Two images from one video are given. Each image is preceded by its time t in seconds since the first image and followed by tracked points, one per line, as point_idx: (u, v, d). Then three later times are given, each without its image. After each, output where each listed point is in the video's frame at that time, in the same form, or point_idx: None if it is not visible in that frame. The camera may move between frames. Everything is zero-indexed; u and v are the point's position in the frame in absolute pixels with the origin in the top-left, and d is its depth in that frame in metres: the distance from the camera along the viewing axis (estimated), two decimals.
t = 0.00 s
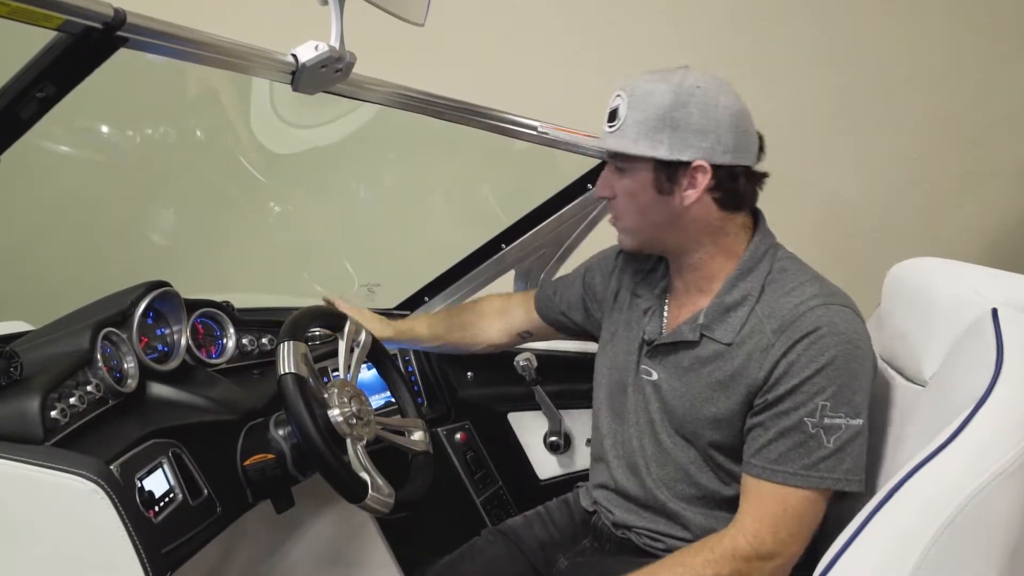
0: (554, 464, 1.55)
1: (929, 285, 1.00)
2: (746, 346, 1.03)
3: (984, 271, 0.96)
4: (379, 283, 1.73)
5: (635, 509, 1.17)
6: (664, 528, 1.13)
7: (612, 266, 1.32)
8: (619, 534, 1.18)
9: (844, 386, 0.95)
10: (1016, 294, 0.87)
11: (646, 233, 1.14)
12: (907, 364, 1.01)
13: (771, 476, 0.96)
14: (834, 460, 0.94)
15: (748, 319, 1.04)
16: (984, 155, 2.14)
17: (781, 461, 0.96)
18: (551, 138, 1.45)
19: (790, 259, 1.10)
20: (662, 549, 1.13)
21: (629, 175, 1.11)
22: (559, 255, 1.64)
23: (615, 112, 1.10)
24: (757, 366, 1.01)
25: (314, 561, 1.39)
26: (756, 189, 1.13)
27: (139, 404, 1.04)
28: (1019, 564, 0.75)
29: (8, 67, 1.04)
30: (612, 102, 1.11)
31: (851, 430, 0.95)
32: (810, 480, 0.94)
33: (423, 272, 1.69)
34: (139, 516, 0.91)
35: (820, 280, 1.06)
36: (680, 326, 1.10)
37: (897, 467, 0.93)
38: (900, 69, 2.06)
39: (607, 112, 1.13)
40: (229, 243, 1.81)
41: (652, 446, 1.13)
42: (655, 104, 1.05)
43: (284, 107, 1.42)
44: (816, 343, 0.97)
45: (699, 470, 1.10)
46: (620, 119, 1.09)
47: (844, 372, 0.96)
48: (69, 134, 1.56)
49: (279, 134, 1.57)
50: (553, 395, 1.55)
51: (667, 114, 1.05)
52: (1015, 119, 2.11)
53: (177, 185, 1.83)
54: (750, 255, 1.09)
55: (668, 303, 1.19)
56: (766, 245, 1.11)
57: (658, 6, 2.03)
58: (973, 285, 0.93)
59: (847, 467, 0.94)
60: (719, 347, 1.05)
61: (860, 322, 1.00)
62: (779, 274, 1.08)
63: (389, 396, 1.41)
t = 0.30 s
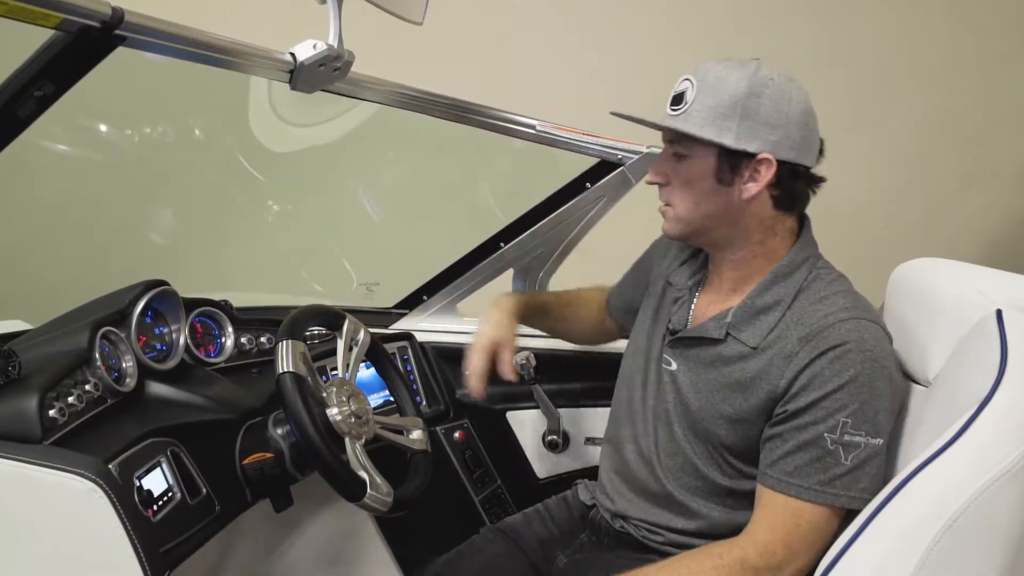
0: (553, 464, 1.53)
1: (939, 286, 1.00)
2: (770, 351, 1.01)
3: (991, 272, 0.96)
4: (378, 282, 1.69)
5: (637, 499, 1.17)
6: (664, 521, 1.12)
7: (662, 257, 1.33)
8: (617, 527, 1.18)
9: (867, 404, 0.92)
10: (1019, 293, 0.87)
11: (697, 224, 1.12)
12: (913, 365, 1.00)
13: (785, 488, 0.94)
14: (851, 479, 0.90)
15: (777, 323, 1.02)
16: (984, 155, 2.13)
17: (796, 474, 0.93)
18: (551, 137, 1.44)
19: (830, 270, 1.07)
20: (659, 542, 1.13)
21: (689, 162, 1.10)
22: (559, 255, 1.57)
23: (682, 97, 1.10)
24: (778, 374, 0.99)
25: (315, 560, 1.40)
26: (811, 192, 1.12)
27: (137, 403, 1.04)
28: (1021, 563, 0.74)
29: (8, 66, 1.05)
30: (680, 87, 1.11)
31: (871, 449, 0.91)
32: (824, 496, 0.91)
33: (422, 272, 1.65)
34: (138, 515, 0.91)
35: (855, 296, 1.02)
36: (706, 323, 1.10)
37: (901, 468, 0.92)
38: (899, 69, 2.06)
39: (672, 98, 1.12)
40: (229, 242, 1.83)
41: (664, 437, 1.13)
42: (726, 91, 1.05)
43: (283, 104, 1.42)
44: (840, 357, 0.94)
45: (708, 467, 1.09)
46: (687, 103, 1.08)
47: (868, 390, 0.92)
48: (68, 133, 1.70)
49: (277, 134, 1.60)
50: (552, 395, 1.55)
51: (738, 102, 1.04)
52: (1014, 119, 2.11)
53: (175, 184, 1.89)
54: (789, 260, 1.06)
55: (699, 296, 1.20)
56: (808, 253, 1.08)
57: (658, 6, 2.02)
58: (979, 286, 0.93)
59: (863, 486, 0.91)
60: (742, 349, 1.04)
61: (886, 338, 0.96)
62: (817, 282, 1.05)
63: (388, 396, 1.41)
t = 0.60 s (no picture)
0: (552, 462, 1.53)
1: (950, 289, 1.00)
2: (792, 347, 1.00)
3: (1000, 274, 0.96)
4: (378, 281, 1.67)
5: (639, 492, 1.17)
6: (665, 513, 1.13)
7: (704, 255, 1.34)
8: (617, 525, 1.18)
9: (886, 411, 0.90)
10: None
11: (730, 220, 1.11)
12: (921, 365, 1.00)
13: (795, 489, 0.93)
14: (863, 485, 0.90)
15: (802, 321, 1.01)
16: (986, 155, 2.12)
17: (808, 476, 0.93)
18: (551, 136, 1.44)
19: (860, 277, 1.07)
20: (660, 537, 1.13)
21: (723, 158, 1.10)
22: (558, 256, 1.56)
23: (716, 95, 1.11)
24: (798, 372, 0.98)
25: (315, 559, 1.42)
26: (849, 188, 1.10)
27: (137, 402, 1.04)
28: None
29: (8, 65, 1.05)
30: (715, 86, 1.12)
31: (886, 456, 0.90)
32: (834, 500, 0.90)
33: (423, 271, 1.62)
34: (139, 514, 0.91)
35: (881, 305, 1.02)
36: (730, 315, 1.09)
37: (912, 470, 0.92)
38: (900, 68, 2.06)
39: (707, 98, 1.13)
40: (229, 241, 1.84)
41: (673, 425, 1.12)
42: (757, 86, 1.05)
43: (282, 103, 1.42)
44: (862, 361, 0.93)
45: (716, 459, 1.08)
46: (720, 101, 1.09)
47: (888, 396, 0.91)
48: (68, 133, 1.72)
49: (276, 131, 1.61)
50: (552, 394, 1.55)
51: (769, 97, 1.04)
52: (1017, 119, 2.09)
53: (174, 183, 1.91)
54: (819, 262, 1.06)
55: (725, 289, 1.21)
56: (840, 258, 1.07)
57: (658, 5, 2.02)
58: (989, 289, 0.93)
59: (874, 493, 0.90)
60: (763, 342, 1.03)
61: (909, 344, 0.96)
62: (845, 286, 1.04)
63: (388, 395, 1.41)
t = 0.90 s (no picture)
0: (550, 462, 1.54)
1: (948, 289, 0.99)
2: (784, 345, 1.00)
3: (996, 274, 0.96)
4: (378, 282, 1.68)
5: (636, 490, 1.17)
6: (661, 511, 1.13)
7: (699, 259, 1.34)
8: (614, 523, 1.18)
9: (876, 409, 0.90)
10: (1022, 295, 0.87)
11: (724, 219, 1.11)
12: (917, 365, 1.00)
13: (785, 486, 0.93)
14: (854, 482, 0.90)
15: (793, 319, 1.01)
16: (984, 155, 2.13)
17: (800, 473, 0.92)
18: (550, 137, 1.44)
19: (851, 274, 1.07)
20: (658, 535, 1.13)
21: (714, 159, 1.10)
22: (557, 258, 1.56)
23: (702, 96, 1.11)
24: (789, 371, 0.98)
25: (314, 559, 1.42)
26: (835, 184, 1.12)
27: (136, 403, 1.04)
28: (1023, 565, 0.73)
29: (8, 65, 1.05)
30: (700, 88, 1.12)
31: (877, 454, 0.89)
32: (825, 497, 0.90)
33: (424, 271, 1.62)
34: (138, 514, 0.91)
35: (872, 303, 1.02)
36: (723, 315, 1.09)
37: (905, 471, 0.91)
38: (900, 69, 2.06)
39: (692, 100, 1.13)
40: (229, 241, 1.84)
41: (668, 424, 1.12)
42: (746, 85, 1.05)
43: (282, 104, 1.42)
44: (851, 359, 0.93)
45: (710, 458, 1.08)
46: (709, 102, 1.09)
47: (877, 393, 0.91)
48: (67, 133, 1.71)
49: (277, 132, 1.61)
50: (552, 394, 1.55)
51: (760, 95, 1.05)
52: (1014, 119, 2.10)
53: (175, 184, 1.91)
54: (811, 259, 1.05)
55: (716, 291, 1.22)
56: (831, 255, 1.07)
57: (658, 6, 2.03)
58: (984, 288, 0.93)
59: (866, 491, 0.90)
60: (756, 341, 1.03)
61: (900, 345, 0.95)
62: (836, 283, 1.04)
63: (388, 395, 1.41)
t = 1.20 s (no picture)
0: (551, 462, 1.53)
1: (946, 288, 0.99)
2: (778, 338, 1.00)
3: (994, 272, 0.96)
4: (378, 281, 1.68)
5: (636, 489, 1.17)
6: (660, 511, 1.13)
7: (691, 262, 1.35)
8: (614, 522, 1.18)
9: (871, 397, 0.90)
10: (1019, 293, 0.87)
11: (725, 215, 1.09)
12: (915, 363, 1.00)
13: (783, 478, 0.93)
14: (850, 472, 0.89)
15: (787, 312, 1.01)
16: (983, 155, 2.13)
17: (797, 465, 0.92)
18: (548, 136, 1.44)
19: (842, 266, 1.07)
20: (658, 535, 1.13)
21: (714, 155, 1.09)
22: (555, 257, 1.56)
23: (698, 91, 1.09)
24: (784, 364, 0.98)
25: (312, 560, 1.42)
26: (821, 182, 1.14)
27: (135, 403, 1.04)
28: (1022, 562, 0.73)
29: (6, 66, 1.05)
30: (694, 84, 1.10)
31: (873, 443, 0.89)
32: (822, 487, 0.90)
33: (423, 270, 1.63)
34: (136, 514, 0.91)
35: (865, 295, 1.02)
36: (718, 311, 1.09)
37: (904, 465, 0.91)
38: (899, 68, 2.06)
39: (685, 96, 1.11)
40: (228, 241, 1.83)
41: (665, 423, 1.12)
42: (746, 80, 1.05)
43: (281, 103, 1.42)
44: (845, 348, 0.93)
45: (707, 455, 1.08)
46: (707, 96, 1.07)
47: (871, 382, 0.91)
48: (65, 133, 1.71)
49: (276, 132, 1.60)
50: (550, 394, 1.55)
51: (760, 91, 1.05)
52: (1012, 118, 2.11)
53: (174, 184, 1.91)
54: (802, 252, 1.06)
55: (710, 290, 1.22)
56: (821, 248, 1.07)
57: (657, 6, 2.03)
58: (982, 286, 0.93)
59: (864, 481, 0.90)
60: (751, 335, 1.03)
61: (894, 334, 0.95)
62: (829, 276, 1.04)
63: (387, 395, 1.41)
